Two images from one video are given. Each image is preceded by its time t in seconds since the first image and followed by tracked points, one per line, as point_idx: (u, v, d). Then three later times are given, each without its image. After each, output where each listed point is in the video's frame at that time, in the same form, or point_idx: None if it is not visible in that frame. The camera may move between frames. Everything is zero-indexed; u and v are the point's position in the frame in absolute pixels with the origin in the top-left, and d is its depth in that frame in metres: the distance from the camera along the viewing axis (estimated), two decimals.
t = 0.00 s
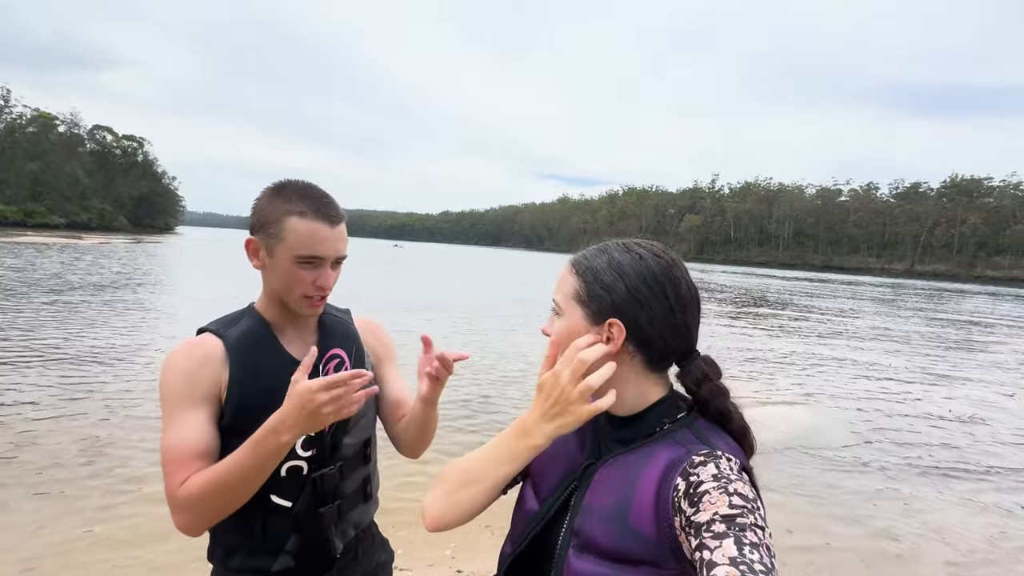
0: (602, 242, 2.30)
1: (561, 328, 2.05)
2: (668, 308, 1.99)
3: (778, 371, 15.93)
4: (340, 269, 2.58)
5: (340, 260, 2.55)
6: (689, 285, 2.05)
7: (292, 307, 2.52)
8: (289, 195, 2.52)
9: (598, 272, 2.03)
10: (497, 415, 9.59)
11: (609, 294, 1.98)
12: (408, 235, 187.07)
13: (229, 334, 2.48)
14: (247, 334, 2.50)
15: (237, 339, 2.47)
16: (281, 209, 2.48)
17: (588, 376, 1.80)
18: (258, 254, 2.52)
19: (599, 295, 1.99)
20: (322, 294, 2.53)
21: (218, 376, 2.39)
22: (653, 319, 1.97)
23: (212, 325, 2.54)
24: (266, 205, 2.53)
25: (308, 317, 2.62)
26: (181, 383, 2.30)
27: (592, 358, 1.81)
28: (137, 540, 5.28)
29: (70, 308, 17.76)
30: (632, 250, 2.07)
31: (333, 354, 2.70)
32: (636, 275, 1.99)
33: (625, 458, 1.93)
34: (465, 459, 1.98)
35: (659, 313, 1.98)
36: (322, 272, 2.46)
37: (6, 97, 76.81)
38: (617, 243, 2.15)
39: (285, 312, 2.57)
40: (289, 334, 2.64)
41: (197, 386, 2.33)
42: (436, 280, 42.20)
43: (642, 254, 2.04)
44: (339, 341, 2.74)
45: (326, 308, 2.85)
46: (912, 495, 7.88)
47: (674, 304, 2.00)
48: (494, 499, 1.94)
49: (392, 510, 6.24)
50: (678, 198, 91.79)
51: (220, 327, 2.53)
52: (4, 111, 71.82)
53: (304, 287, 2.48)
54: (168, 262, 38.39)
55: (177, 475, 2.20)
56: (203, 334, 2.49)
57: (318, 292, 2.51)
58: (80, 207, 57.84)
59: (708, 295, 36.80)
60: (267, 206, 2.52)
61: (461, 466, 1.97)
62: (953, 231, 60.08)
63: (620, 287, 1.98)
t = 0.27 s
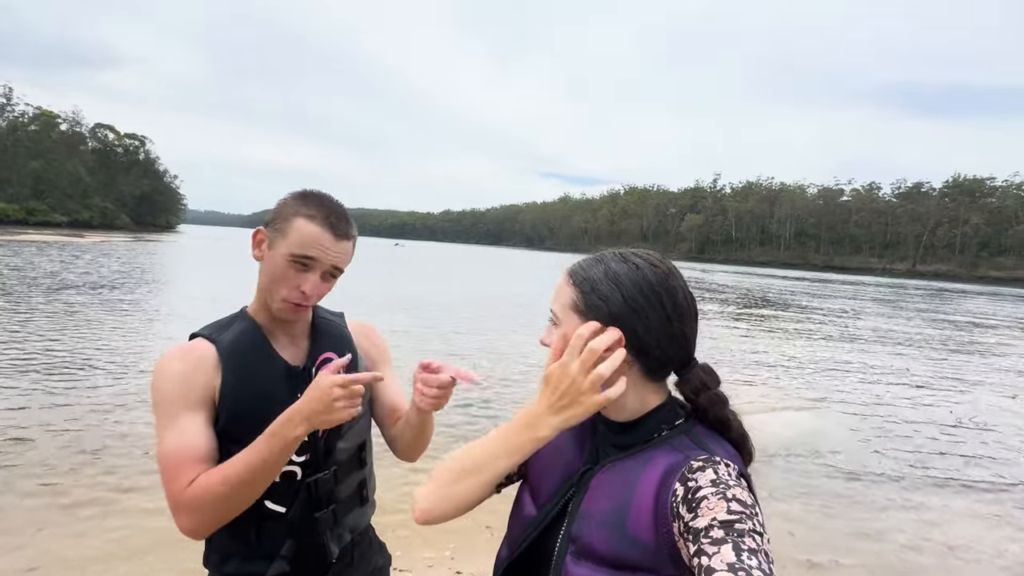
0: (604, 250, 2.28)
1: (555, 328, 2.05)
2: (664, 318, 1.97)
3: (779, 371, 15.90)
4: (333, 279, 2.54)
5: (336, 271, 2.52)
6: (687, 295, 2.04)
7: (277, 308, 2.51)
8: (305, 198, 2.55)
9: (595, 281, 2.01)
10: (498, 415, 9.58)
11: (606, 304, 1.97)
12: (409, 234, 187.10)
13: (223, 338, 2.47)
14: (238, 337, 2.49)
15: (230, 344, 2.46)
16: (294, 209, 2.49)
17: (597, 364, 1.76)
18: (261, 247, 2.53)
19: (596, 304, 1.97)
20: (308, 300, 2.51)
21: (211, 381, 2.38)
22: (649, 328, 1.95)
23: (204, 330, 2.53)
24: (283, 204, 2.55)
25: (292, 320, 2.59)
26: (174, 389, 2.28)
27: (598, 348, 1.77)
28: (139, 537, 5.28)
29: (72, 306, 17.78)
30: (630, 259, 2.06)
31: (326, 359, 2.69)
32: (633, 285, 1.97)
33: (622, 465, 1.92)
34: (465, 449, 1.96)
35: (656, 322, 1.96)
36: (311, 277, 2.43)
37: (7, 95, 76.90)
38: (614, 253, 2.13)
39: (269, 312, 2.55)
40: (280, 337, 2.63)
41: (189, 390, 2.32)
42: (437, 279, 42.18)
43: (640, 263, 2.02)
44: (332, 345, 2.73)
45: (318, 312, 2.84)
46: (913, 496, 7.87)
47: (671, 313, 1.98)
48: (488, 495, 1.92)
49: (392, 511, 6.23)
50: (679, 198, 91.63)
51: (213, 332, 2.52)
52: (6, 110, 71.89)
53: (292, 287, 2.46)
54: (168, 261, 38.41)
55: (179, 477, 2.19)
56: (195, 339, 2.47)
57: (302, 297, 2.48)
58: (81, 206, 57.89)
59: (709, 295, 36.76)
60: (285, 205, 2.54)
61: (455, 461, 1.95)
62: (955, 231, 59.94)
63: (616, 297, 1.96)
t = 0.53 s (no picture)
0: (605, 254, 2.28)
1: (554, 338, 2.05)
2: (661, 325, 1.97)
3: (781, 371, 15.87)
4: (336, 283, 2.53)
5: (338, 274, 2.50)
6: (684, 302, 2.03)
7: (281, 315, 2.51)
8: (302, 203, 2.53)
9: (592, 288, 2.01)
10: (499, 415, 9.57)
11: (603, 310, 1.96)
12: (411, 233, 187.24)
13: (227, 338, 2.47)
14: (244, 338, 2.49)
15: (236, 343, 2.46)
16: (292, 215, 2.48)
17: (624, 350, 1.74)
18: (263, 253, 2.53)
19: (593, 311, 1.97)
20: (314, 305, 2.50)
21: (215, 381, 2.38)
22: (647, 337, 1.95)
23: (211, 328, 2.53)
24: (282, 209, 2.54)
25: (298, 325, 2.59)
26: (176, 387, 2.28)
27: (627, 336, 1.75)
28: (141, 536, 5.31)
29: (75, 306, 17.87)
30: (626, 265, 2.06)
31: (328, 362, 2.68)
32: (629, 291, 1.97)
33: (620, 470, 1.92)
34: (472, 429, 1.95)
35: (654, 329, 1.95)
36: (314, 283, 2.43)
37: (11, 95, 77.23)
38: (610, 258, 2.13)
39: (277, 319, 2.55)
40: (286, 342, 2.62)
41: (193, 388, 2.32)
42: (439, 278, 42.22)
43: (636, 270, 2.02)
44: (333, 350, 2.71)
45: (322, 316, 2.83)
46: (914, 497, 7.85)
47: (668, 320, 1.97)
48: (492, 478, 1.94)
49: (393, 510, 6.24)
50: (682, 197, 91.46)
51: (219, 330, 2.52)
52: (10, 110, 72.17)
53: (294, 293, 2.46)
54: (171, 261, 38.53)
55: (182, 476, 2.22)
56: (200, 337, 2.48)
57: (307, 301, 2.47)
58: (84, 205, 58.10)
59: (711, 295, 36.69)
60: (283, 210, 2.54)
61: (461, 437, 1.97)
62: (958, 231, 59.72)
63: (614, 304, 1.95)
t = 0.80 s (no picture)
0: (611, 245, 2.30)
1: (560, 332, 2.07)
2: (666, 312, 1.99)
3: (785, 371, 15.87)
4: (350, 273, 2.58)
5: (350, 264, 2.55)
6: (688, 290, 2.05)
7: (295, 306, 2.54)
8: (311, 196, 2.56)
9: (598, 276, 2.04)
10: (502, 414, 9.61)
11: (608, 298, 1.99)
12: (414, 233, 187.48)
13: (238, 331, 2.50)
14: (256, 330, 2.53)
15: (247, 336, 2.49)
16: (299, 208, 2.52)
17: (648, 373, 1.81)
18: (274, 248, 2.57)
19: (598, 299, 2.00)
20: (329, 296, 2.55)
21: (224, 373, 2.42)
22: (651, 325, 1.99)
23: (223, 320, 2.57)
24: (288, 203, 2.58)
25: (312, 318, 2.62)
26: (187, 378, 2.32)
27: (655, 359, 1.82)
28: (148, 534, 5.37)
29: (81, 305, 17.99)
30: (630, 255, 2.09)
31: (337, 357, 2.70)
32: (634, 279, 2.00)
33: (625, 458, 1.94)
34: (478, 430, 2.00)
35: (657, 316, 1.98)
36: (329, 274, 2.47)
37: (17, 95, 77.72)
38: (616, 248, 2.17)
39: (291, 311, 2.58)
40: (296, 335, 2.65)
41: (203, 379, 2.36)
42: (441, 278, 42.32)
43: (640, 258, 2.05)
44: (342, 344, 2.73)
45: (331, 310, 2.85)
46: (918, 497, 7.86)
47: (672, 308, 1.99)
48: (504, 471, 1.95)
49: (398, 507, 6.30)
50: (684, 197, 91.31)
51: (231, 323, 2.55)
52: (14, 111, 72.55)
53: (307, 285, 2.49)
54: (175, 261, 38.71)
55: (191, 468, 2.26)
56: (211, 329, 2.51)
57: (322, 292, 2.52)
58: (89, 205, 58.41)
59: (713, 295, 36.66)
60: (289, 205, 2.57)
61: (470, 438, 1.98)
62: (963, 231, 59.43)
63: (619, 292, 1.99)
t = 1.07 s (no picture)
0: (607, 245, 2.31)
1: (567, 322, 2.06)
2: (671, 308, 2.01)
3: (787, 371, 15.84)
4: (344, 260, 2.61)
5: (343, 250, 2.59)
6: (691, 288, 2.08)
7: (296, 297, 2.53)
8: (294, 190, 2.61)
9: (605, 270, 2.06)
10: (504, 414, 9.63)
11: (615, 291, 2.01)
12: (416, 233, 187.63)
13: (236, 332, 2.53)
14: (255, 330, 2.55)
15: (243, 337, 2.52)
16: (285, 202, 2.56)
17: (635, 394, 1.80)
18: (265, 246, 2.58)
19: (605, 292, 2.02)
20: (328, 283, 2.55)
21: (223, 373, 2.44)
22: (658, 319, 2.00)
23: (221, 323, 2.59)
24: (271, 202, 2.61)
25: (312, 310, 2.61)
26: (186, 378, 2.34)
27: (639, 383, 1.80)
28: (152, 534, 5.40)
29: (85, 306, 18.08)
30: (633, 252, 2.10)
31: (337, 356, 2.72)
32: (643, 275, 2.02)
33: (624, 457, 1.94)
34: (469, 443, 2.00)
35: (664, 312, 2.00)
36: (327, 259, 2.49)
37: (22, 96, 78.22)
38: (622, 245, 2.19)
39: (290, 304, 2.56)
40: (292, 331, 2.66)
41: (201, 379, 2.37)
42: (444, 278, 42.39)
43: (647, 255, 2.08)
44: (342, 342, 2.75)
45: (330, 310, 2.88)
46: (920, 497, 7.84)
47: (677, 304, 2.02)
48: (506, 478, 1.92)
49: (402, 506, 6.34)
50: (687, 196, 91.13)
51: (229, 325, 2.58)
52: (19, 112, 73.03)
53: (307, 274, 2.50)
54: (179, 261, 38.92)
55: (169, 462, 2.22)
56: (210, 332, 2.53)
57: (322, 280, 2.52)
58: (93, 206, 58.74)
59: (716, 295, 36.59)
60: (273, 201, 2.61)
61: (466, 450, 1.97)
62: (968, 230, 59.07)
63: (625, 285, 2.01)
